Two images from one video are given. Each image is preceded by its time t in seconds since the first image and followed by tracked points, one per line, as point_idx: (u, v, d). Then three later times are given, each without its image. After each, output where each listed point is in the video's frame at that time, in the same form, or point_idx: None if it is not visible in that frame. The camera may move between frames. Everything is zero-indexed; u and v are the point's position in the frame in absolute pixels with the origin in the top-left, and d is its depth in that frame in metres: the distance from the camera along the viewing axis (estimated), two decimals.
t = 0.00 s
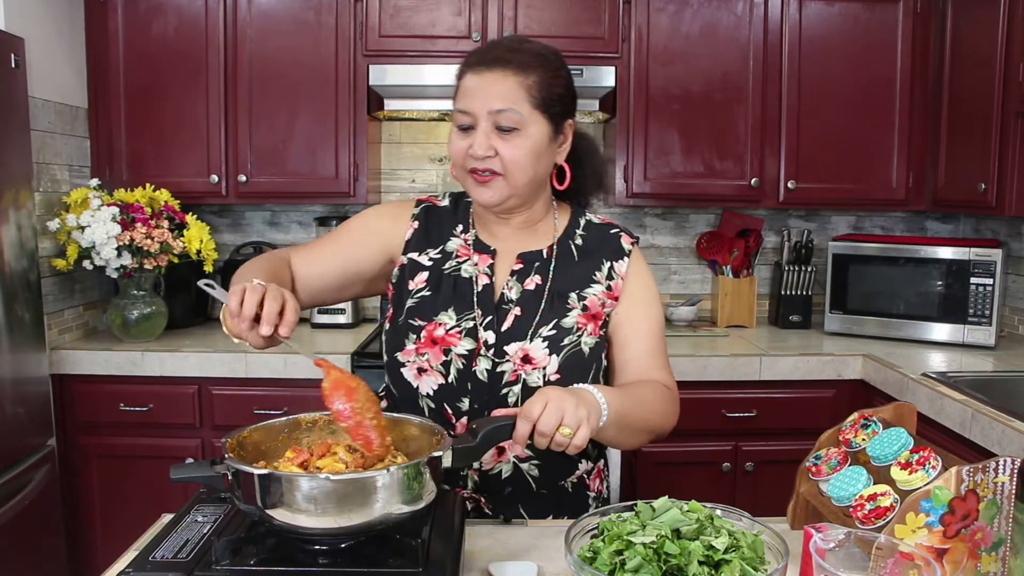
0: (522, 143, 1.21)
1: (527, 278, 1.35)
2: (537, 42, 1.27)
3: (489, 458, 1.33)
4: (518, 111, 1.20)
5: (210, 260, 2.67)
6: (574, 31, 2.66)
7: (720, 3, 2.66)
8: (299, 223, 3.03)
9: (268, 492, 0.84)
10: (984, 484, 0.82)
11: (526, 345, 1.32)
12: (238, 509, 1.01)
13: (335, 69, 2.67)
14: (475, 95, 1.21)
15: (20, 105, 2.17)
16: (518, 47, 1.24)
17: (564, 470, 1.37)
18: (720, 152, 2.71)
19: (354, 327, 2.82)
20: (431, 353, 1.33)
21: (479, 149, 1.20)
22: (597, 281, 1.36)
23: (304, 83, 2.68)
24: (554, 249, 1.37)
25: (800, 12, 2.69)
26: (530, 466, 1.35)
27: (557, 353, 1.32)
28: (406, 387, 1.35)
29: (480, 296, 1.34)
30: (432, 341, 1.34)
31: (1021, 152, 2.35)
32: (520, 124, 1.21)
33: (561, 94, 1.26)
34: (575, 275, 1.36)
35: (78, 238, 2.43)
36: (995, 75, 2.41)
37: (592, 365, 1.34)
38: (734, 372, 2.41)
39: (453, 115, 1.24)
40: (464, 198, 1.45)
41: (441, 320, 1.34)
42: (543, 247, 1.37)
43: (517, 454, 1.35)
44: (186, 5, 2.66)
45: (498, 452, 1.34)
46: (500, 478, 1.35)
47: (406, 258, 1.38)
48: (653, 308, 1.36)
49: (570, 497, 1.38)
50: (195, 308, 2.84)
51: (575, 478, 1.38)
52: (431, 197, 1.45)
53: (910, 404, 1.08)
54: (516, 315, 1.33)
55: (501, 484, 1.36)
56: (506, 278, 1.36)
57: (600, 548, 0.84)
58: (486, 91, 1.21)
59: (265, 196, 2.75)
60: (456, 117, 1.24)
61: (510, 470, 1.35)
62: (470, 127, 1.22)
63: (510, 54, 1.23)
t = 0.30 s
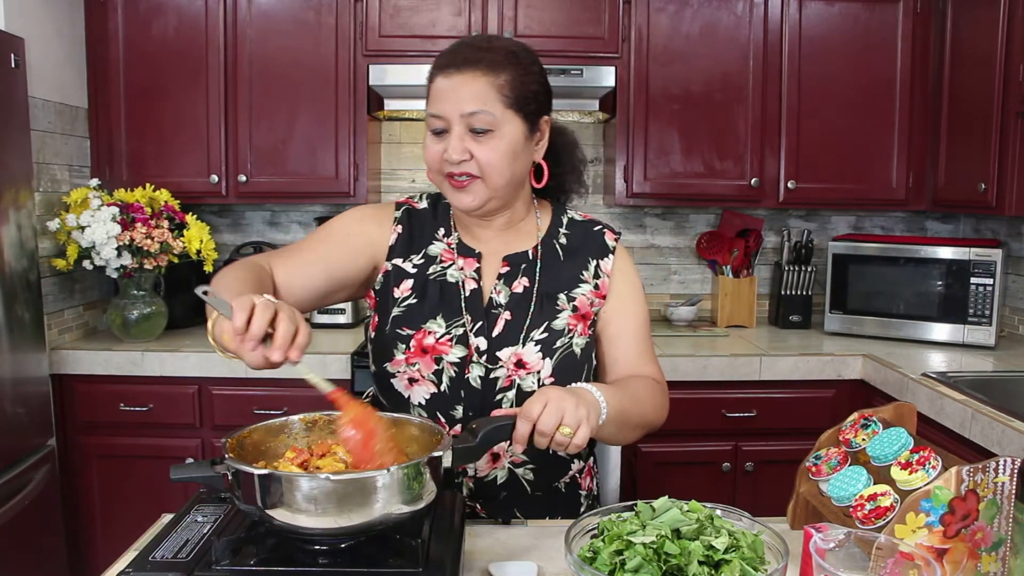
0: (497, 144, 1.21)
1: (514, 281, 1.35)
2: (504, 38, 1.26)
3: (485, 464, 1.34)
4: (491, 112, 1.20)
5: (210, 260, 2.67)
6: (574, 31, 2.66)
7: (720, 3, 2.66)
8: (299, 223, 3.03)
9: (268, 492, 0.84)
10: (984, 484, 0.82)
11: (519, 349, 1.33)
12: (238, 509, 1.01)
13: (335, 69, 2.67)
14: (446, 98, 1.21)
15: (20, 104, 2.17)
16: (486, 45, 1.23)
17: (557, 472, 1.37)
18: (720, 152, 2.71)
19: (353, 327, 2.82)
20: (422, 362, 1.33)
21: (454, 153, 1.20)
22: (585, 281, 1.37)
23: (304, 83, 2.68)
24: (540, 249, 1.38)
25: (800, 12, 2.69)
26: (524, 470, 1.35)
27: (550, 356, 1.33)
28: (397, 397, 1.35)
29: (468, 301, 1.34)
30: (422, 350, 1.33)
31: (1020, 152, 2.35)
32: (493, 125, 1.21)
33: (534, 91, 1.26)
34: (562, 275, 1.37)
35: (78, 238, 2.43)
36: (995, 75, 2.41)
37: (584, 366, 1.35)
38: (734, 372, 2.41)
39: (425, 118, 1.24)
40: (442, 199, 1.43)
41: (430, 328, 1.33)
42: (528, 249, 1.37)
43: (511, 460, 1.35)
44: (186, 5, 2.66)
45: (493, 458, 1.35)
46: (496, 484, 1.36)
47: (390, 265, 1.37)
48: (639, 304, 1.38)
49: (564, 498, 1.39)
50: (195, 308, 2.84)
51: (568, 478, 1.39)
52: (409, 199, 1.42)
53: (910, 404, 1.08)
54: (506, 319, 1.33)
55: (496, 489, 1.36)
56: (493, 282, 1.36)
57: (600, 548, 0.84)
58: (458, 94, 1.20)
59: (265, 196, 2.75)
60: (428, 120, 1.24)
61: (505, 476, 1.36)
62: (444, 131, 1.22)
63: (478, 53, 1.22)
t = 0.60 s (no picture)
0: (491, 148, 1.21)
1: (509, 283, 1.35)
2: (494, 38, 1.25)
3: (483, 467, 1.34)
4: (483, 115, 1.20)
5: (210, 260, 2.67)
6: (574, 31, 2.66)
7: (720, 3, 2.66)
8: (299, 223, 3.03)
9: (268, 492, 0.84)
10: (984, 484, 0.83)
11: (514, 353, 1.33)
12: (238, 509, 1.01)
13: (335, 69, 2.68)
14: (438, 101, 1.20)
15: (20, 105, 2.17)
16: (476, 47, 1.22)
17: (554, 474, 1.37)
18: (720, 152, 2.71)
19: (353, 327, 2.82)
20: (418, 364, 1.33)
21: (447, 157, 1.19)
22: (579, 284, 1.37)
23: (304, 83, 2.68)
24: (534, 251, 1.37)
25: (800, 11, 2.69)
26: (522, 474, 1.35)
27: (545, 360, 1.33)
28: (392, 398, 1.34)
29: (463, 304, 1.33)
30: (418, 351, 1.33)
31: (1020, 152, 2.35)
32: (486, 128, 1.20)
33: (527, 92, 1.26)
34: (557, 278, 1.37)
35: (78, 238, 2.43)
36: (995, 75, 2.41)
37: (580, 368, 1.35)
38: (734, 372, 2.41)
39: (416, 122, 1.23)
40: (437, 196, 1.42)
41: (426, 329, 1.33)
42: (522, 251, 1.37)
43: (509, 464, 1.35)
44: (186, 5, 2.66)
45: (490, 462, 1.34)
46: (494, 488, 1.35)
47: (384, 262, 1.36)
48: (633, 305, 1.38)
49: (561, 500, 1.39)
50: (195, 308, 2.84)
51: (565, 479, 1.38)
52: (405, 196, 1.41)
53: (910, 404, 1.08)
54: (501, 322, 1.33)
55: (494, 493, 1.35)
56: (487, 284, 1.36)
57: (600, 548, 0.84)
58: (449, 97, 1.19)
59: (266, 196, 2.75)
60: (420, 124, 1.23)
61: (503, 479, 1.35)
62: (436, 135, 1.21)
63: (469, 55, 1.21)
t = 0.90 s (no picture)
0: (503, 151, 1.21)
1: (514, 282, 1.35)
2: (507, 42, 1.25)
3: (479, 465, 1.34)
4: (495, 119, 1.20)
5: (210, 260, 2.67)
6: (574, 31, 2.66)
7: (719, 3, 2.66)
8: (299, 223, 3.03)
9: (268, 492, 0.84)
10: (984, 484, 0.83)
11: (516, 351, 1.32)
12: (238, 509, 1.01)
13: (335, 69, 2.68)
14: (450, 105, 1.20)
15: (20, 104, 2.17)
16: (488, 51, 1.22)
17: (553, 475, 1.37)
18: (721, 152, 2.71)
19: (354, 327, 2.82)
20: (421, 358, 1.33)
21: (459, 161, 1.19)
22: (585, 285, 1.37)
23: (304, 83, 2.68)
24: (541, 252, 1.37)
25: (800, 12, 2.69)
26: (519, 472, 1.35)
27: (546, 359, 1.33)
28: (394, 390, 1.35)
29: (467, 301, 1.33)
30: (421, 345, 1.33)
31: (1021, 151, 2.35)
32: (498, 131, 1.20)
33: (538, 95, 1.25)
34: (562, 279, 1.36)
35: (78, 238, 2.43)
36: (995, 75, 2.41)
37: (581, 370, 1.35)
38: (734, 372, 2.41)
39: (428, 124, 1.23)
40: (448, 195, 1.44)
41: (430, 323, 1.33)
42: (529, 251, 1.37)
43: (507, 461, 1.35)
44: (185, 5, 2.67)
45: (488, 459, 1.34)
46: (490, 485, 1.36)
47: (393, 253, 1.37)
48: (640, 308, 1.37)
49: (559, 501, 1.38)
50: (195, 308, 2.84)
51: (564, 481, 1.38)
52: (417, 193, 1.43)
53: (910, 404, 1.08)
54: (504, 321, 1.33)
55: (490, 490, 1.36)
56: (492, 282, 1.36)
57: (600, 548, 0.84)
58: (462, 100, 1.19)
59: (266, 196, 2.75)
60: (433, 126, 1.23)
61: (500, 477, 1.36)
62: (448, 138, 1.21)
63: (481, 59, 1.21)
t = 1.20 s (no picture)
0: (521, 145, 1.21)
1: (530, 281, 1.35)
2: (526, 41, 1.26)
3: (488, 459, 1.33)
4: (515, 114, 1.20)
5: (210, 260, 2.67)
6: (574, 31, 2.66)
7: (719, 3, 2.66)
8: (299, 223, 3.03)
9: (268, 493, 0.84)
10: (984, 483, 0.83)
11: (530, 347, 1.33)
12: (238, 509, 1.01)
13: (335, 69, 2.67)
14: (471, 101, 1.21)
15: (20, 104, 2.17)
16: (508, 49, 1.23)
17: (560, 472, 1.37)
18: (721, 152, 2.71)
19: (353, 327, 2.82)
20: (436, 352, 1.33)
21: (479, 155, 1.20)
22: (599, 284, 1.36)
23: (304, 82, 2.68)
24: (557, 251, 1.38)
25: (800, 12, 2.69)
26: (527, 468, 1.35)
27: (560, 355, 1.33)
28: (407, 385, 1.34)
29: (485, 297, 1.34)
30: (437, 340, 1.33)
31: (1021, 151, 2.35)
32: (517, 126, 1.21)
33: (556, 94, 1.26)
34: (577, 277, 1.36)
35: (78, 238, 2.43)
36: (994, 75, 2.41)
37: (591, 370, 1.34)
38: (734, 372, 2.41)
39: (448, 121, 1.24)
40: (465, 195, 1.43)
41: (446, 319, 1.34)
42: (545, 250, 1.37)
43: (515, 456, 1.35)
44: (185, 5, 2.67)
45: (497, 453, 1.34)
46: (498, 479, 1.35)
47: (412, 250, 1.36)
48: (649, 309, 1.37)
49: (565, 499, 1.39)
50: (195, 308, 2.84)
51: (570, 479, 1.39)
52: (434, 193, 1.43)
53: (909, 404, 1.08)
54: (520, 317, 1.33)
55: (498, 484, 1.36)
56: (510, 280, 1.36)
57: (600, 548, 0.84)
58: (482, 95, 1.20)
59: (266, 196, 2.75)
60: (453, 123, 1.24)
61: (508, 471, 1.35)
62: (468, 133, 1.22)
63: (501, 57, 1.22)
